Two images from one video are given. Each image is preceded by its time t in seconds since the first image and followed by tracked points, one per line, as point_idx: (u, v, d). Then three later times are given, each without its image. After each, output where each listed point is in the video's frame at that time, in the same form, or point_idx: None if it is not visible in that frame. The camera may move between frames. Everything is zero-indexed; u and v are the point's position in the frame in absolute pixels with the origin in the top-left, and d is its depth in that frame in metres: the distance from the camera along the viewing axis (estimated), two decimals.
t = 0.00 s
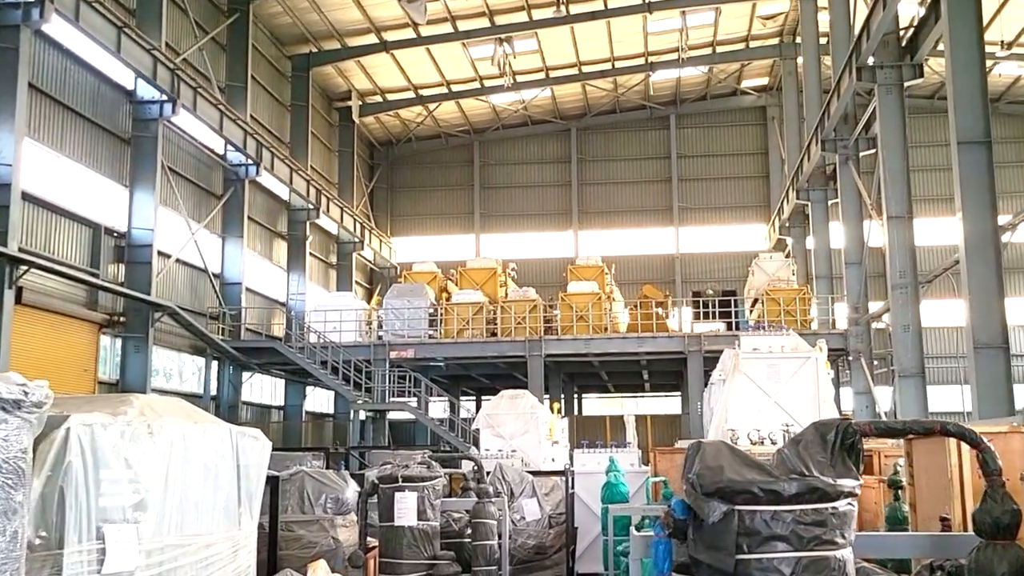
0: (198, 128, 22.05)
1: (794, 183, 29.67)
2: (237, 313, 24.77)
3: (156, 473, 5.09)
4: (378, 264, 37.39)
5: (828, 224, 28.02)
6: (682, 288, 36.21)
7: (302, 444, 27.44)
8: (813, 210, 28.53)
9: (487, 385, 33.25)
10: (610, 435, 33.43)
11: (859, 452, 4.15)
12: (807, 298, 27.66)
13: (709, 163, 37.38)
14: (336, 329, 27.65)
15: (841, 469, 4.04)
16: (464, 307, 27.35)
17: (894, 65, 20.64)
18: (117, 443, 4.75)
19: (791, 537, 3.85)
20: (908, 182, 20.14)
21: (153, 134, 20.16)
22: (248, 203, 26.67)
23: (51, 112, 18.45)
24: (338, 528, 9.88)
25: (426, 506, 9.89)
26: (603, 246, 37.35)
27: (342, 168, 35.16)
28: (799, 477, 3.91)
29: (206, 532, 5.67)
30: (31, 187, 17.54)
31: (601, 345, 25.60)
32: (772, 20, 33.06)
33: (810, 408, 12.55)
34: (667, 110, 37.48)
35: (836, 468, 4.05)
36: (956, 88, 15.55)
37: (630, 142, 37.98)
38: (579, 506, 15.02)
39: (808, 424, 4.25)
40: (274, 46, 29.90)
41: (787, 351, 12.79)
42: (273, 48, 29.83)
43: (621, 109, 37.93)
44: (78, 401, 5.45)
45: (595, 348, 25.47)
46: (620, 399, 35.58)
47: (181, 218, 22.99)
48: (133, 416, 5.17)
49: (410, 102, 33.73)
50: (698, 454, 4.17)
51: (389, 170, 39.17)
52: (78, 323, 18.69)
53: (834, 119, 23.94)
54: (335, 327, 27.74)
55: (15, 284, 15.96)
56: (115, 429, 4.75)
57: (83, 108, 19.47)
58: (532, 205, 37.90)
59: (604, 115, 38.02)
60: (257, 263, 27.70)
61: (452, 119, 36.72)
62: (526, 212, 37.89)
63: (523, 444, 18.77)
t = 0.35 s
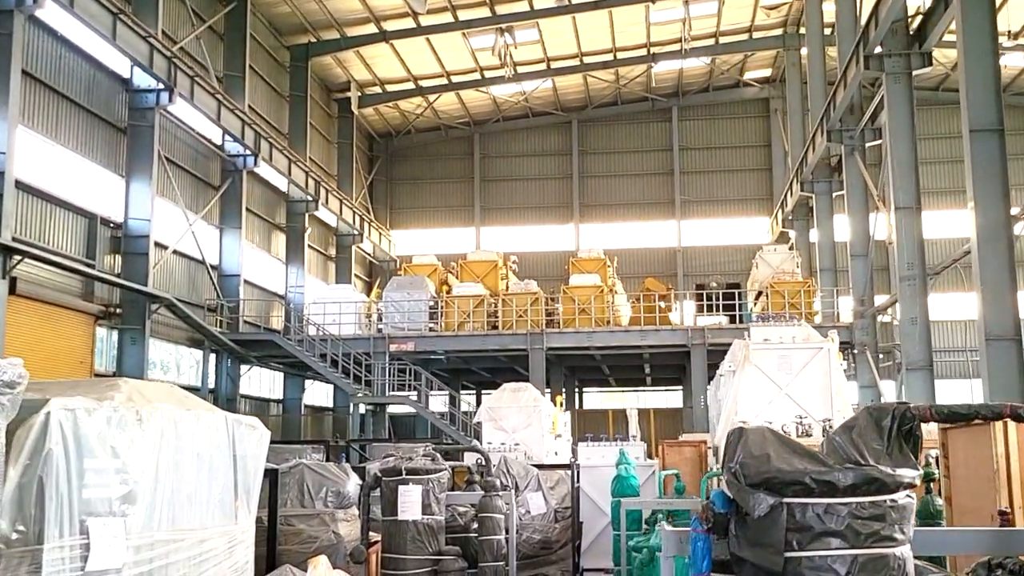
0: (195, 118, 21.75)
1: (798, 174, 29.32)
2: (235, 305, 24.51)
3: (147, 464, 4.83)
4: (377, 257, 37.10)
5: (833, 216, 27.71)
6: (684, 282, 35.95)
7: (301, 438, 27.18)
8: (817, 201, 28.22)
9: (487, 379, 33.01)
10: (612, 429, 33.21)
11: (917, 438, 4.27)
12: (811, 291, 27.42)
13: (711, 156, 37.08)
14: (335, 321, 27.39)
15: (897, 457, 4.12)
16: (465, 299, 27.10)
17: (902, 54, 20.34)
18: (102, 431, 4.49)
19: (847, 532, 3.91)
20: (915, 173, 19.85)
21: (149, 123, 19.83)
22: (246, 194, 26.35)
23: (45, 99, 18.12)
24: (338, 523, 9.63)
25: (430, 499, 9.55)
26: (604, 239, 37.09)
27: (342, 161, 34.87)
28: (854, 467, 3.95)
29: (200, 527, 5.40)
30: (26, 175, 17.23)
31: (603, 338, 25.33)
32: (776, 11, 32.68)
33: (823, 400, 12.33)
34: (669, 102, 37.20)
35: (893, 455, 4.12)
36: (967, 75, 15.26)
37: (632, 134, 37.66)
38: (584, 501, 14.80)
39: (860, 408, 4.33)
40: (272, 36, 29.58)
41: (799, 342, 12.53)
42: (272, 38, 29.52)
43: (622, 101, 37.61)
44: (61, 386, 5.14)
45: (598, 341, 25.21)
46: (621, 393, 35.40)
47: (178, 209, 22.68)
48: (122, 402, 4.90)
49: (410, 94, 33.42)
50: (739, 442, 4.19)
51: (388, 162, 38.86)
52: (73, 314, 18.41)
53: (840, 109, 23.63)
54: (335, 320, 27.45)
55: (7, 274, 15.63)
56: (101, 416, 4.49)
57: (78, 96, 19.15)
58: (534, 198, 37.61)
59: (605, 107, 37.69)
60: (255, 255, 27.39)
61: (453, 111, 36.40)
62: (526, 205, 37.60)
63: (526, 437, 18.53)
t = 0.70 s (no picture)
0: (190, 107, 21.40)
1: (799, 165, 29.02)
2: (231, 298, 24.21)
3: (137, 462, 4.56)
4: (374, 249, 36.80)
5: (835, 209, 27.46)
6: (683, 275, 35.71)
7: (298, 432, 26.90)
8: (819, 193, 27.95)
9: (486, 372, 32.77)
10: (612, 423, 33.01)
11: (984, 436, 4.34)
12: (813, 283, 27.22)
13: (710, 148, 36.79)
14: (332, 314, 27.09)
15: (965, 457, 4.24)
16: (463, 292, 26.83)
17: (907, 43, 20.02)
18: (86, 427, 4.23)
19: (915, 542, 4.07)
20: (920, 165, 19.59)
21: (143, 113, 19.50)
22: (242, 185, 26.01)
23: (36, 86, 17.75)
24: (338, 521, 9.26)
25: (433, 497, 9.29)
26: (604, 231, 36.82)
27: (338, 152, 34.53)
28: (922, 470, 4.08)
29: (195, 530, 5.15)
30: (16, 164, 16.89)
31: (603, 330, 25.06)
32: (776, 1, 32.33)
33: (834, 394, 12.15)
34: (669, 93, 36.90)
35: (961, 455, 4.25)
36: (977, 64, 14.99)
37: (631, 126, 37.36)
38: (587, 497, 14.57)
39: (924, 408, 4.42)
40: (268, 26, 29.24)
41: (809, 335, 12.36)
42: (268, 28, 29.18)
43: (622, 92, 37.30)
44: (44, 380, 4.85)
45: (598, 333, 24.97)
46: (620, 386, 35.21)
47: (173, 200, 22.37)
48: (110, 397, 4.63)
49: (407, 84, 33.08)
50: (794, 442, 4.30)
51: (385, 154, 38.53)
52: (64, 306, 18.10)
53: (843, 99, 23.37)
54: (332, 313, 27.16)
55: None
56: (85, 411, 4.23)
57: (71, 85, 18.80)
58: (532, 190, 37.31)
59: (604, 99, 37.37)
60: (251, 247, 27.06)
61: (451, 102, 36.06)
62: (525, 196, 37.28)
63: (527, 431, 18.30)
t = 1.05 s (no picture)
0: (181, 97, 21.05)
1: (799, 158, 28.68)
2: (224, 292, 23.88)
3: (92, 457, 4.28)
4: (370, 243, 36.46)
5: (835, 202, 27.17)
6: (681, 269, 35.45)
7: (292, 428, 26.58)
8: (819, 186, 27.63)
9: (483, 366, 32.49)
10: (610, 418, 32.77)
11: None
12: (814, 276, 26.98)
13: (709, 141, 36.49)
14: (326, 308, 26.76)
15: (1019, 448, 4.51)
16: (460, 285, 26.56)
17: (910, 32, 19.66)
18: (32, 419, 3.97)
19: (966, 548, 4.22)
20: (923, 157, 19.32)
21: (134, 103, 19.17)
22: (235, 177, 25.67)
23: (23, 75, 17.41)
24: (326, 519, 9.06)
25: (425, 494, 9.01)
26: (601, 225, 36.53)
27: (333, 145, 34.15)
28: (975, 468, 4.25)
29: (161, 530, 4.86)
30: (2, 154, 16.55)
31: (601, 325, 24.80)
32: None
33: (839, 387, 11.93)
34: (667, 86, 36.57)
35: (1014, 445, 4.51)
36: (983, 54, 14.70)
37: (628, 119, 37.03)
38: (585, 492, 14.30)
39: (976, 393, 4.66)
40: (262, 17, 28.91)
41: (813, 326, 12.09)
42: (262, 19, 28.83)
43: (619, 85, 36.96)
44: None
45: (595, 328, 24.70)
46: (618, 381, 34.98)
47: (165, 192, 22.05)
48: (62, 387, 4.35)
49: (403, 77, 32.73)
50: (828, 434, 4.48)
51: (380, 147, 38.17)
52: (54, 299, 17.76)
53: (844, 91, 23.07)
54: (326, 307, 26.85)
55: None
56: (29, 401, 3.96)
57: (59, 74, 18.47)
58: (529, 184, 36.99)
59: (601, 92, 37.04)
60: (244, 240, 26.73)
61: (447, 94, 35.70)
62: (522, 190, 36.97)
63: (524, 426, 18.03)
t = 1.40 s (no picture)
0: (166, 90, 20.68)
1: (792, 154, 28.48)
2: (211, 288, 23.56)
3: (38, 449, 3.99)
4: (360, 240, 36.15)
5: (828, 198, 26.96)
6: (673, 266, 35.24)
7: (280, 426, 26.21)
8: (812, 182, 27.41)
9: (474, 364, 32.20)
10: (602, 416, 32.52)
11: None
12: (807, 273, 26.77)
13: (701, 138, 36.28)
14: (315, 305, 26.46)
15: None
16: (451, 282, 26.28)
17: (906, 25, 19.42)
18: None
19: None
20: (918, 151, 19.10)
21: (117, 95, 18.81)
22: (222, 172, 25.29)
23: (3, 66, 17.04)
24: (310, 518, 8.73)
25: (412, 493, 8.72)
26: (593, 222, 36.28)
27: (323, 140, 33.82)
28: None
29: (118, 532, 4.57)
30: None
31: (593, 322, 24.52)
32: None
33: (839, 382, 11.71)
34: (659, 83, 36.38)
35: None
36: (982, 45, 14.45)
37: (620, 115, 36.78)
38: (578, 491, 14.06)
39: None
40: (250, 10, 28.53)
41: (812, 320, 11.88)
42: (250, 12, 28.46)
43: (612, 81, 36.72)
44: None
45: (587, 325, 24.41)
46: (610, 379, 34.74)
47: (149, 186, 21.68)
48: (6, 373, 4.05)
49: (393, 72, 32.40)
50: (869, 422, 4.04)
51: (371, 144, 37.85)
52: (34, 294, 17.37)
53: (838, 86, 22.84)
54: (315, 303, 26.57)
55: None
56: None
57: (40, 64, 18.08)
58: (520, 181, 36.70)
59: (593, 88, 36.79)
60: (232, 236, 26.38)
61: (437, 90, 35.38)
62: (513, 187, 36.67)
63: (515, 423, 17.75)
